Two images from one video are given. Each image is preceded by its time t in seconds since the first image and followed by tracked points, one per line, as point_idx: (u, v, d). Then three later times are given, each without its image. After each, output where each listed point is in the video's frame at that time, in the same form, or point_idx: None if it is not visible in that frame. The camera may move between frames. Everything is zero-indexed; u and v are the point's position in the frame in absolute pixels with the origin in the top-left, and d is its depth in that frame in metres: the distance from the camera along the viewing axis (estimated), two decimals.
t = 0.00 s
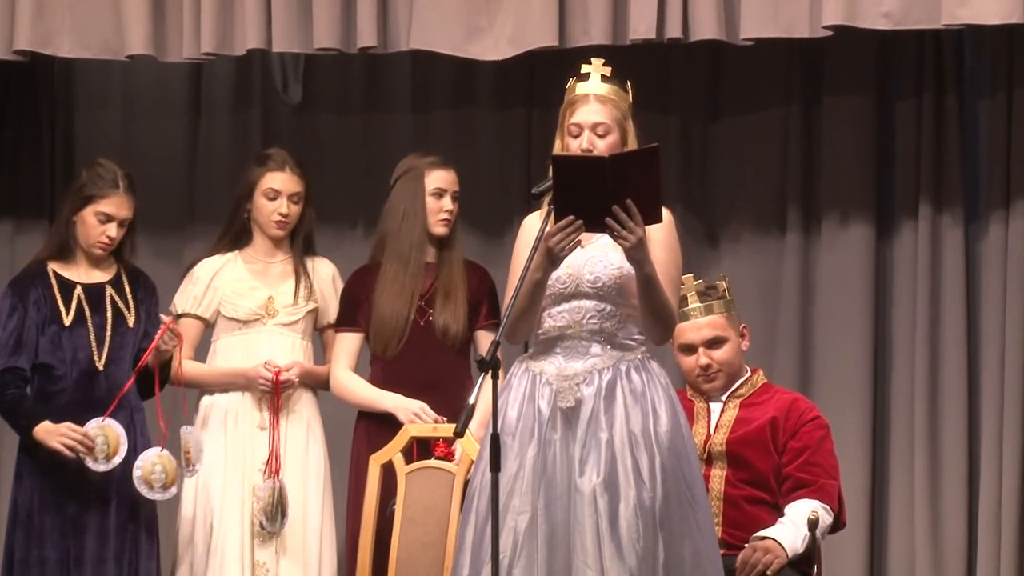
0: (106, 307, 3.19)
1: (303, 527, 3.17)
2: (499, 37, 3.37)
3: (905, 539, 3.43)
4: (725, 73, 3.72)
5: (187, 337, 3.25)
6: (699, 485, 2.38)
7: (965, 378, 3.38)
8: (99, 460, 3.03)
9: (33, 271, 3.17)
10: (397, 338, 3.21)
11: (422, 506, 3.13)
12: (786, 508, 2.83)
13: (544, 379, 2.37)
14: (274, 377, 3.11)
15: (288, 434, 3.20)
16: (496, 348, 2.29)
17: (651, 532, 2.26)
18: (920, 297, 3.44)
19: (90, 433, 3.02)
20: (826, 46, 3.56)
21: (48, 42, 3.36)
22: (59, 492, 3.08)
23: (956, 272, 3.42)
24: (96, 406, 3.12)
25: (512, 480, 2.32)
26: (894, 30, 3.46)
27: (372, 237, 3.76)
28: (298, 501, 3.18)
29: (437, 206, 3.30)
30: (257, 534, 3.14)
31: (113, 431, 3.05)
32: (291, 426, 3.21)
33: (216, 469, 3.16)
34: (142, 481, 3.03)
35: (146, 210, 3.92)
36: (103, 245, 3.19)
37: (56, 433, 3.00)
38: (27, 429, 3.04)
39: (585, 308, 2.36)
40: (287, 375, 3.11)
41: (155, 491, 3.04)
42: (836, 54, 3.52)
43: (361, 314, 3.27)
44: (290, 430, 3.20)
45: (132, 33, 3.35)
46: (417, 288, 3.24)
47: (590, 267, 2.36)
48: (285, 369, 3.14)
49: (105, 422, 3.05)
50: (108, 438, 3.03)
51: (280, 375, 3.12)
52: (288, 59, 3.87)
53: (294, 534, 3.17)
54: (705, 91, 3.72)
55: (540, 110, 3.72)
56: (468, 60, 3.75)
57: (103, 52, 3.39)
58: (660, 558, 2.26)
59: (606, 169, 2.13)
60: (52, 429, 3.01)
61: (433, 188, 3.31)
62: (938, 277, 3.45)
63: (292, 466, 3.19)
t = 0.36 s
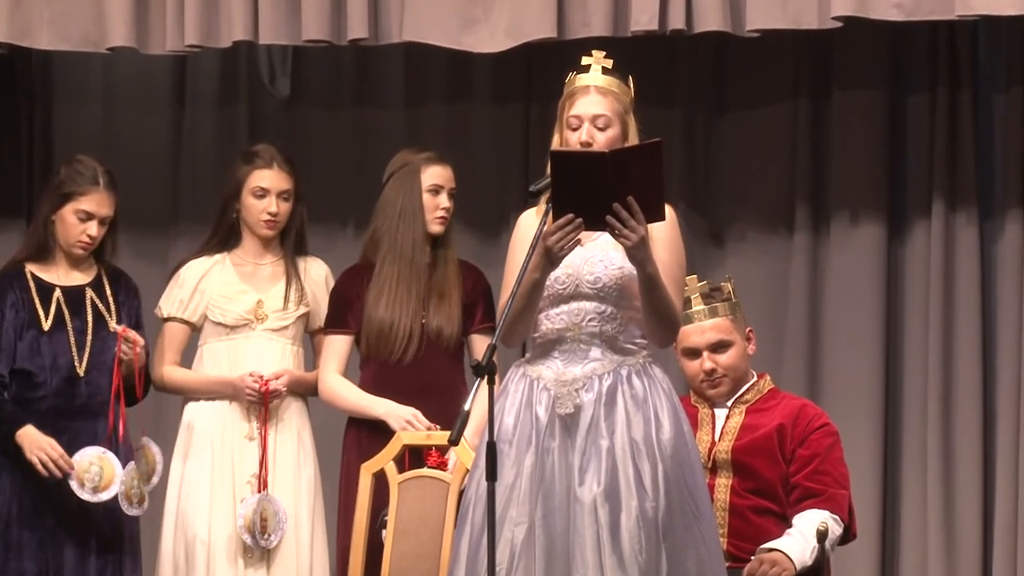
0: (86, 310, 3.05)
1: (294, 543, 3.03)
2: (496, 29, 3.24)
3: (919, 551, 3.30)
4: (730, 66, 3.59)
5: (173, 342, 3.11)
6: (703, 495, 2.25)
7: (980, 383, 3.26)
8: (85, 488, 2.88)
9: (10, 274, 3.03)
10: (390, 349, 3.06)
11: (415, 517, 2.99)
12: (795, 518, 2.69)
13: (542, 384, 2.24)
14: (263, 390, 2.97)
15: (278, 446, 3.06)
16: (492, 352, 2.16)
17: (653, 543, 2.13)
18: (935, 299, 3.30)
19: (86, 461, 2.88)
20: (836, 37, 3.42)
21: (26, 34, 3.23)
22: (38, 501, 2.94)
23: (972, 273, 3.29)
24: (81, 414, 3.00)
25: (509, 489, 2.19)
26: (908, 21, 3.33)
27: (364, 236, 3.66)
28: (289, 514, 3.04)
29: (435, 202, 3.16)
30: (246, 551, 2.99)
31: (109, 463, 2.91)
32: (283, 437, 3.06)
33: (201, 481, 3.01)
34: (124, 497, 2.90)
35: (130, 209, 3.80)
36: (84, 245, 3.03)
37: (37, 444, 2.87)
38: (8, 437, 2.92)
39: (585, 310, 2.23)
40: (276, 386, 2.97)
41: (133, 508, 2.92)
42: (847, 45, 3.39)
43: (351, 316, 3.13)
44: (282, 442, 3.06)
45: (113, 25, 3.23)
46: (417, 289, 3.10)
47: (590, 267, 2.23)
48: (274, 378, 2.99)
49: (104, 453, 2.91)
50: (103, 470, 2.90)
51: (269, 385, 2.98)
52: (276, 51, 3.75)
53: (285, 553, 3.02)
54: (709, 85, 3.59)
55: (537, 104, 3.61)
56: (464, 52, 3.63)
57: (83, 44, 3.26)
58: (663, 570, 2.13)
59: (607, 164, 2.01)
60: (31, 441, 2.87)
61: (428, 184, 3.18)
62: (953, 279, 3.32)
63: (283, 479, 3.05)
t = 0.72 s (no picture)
0: (68, 318, 2.90)
1: (281, 565, 2.89)
2: (495, 24, 3.10)
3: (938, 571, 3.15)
4: (739, 64, 3.45)
5: (150, 355, 2.97)
6: (713, 515, 2.11)
7: (1002, 395, 3.11)
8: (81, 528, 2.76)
9: None
10: (384, 357, 2.92)
11: (411, 539, 2.82)
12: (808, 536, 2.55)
13: (543, 396, 2.10)
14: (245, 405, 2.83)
15: (260, 463, 2.92)
16: (492, 364, 2.01)
17: (659, 564, 1.99)
18: (955, 307, 3.16)
19: (72, 502, 2.75)
20: (850, 33, 3.28)
21: (3, 29, 3.10)
22: (15, 521, 2.79)
23: (993, 280, 3.14)
24: (63, 430, 2.84)
25: (508, 506, 2.06)
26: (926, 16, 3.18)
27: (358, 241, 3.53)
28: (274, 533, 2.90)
29: (417, 205, 2.99)
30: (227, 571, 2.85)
31: (95, 496, 2.77)
32: (266, 453, 2.92)
33: (184, 501, 2.88)
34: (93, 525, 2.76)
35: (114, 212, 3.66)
36: (68, 233, 2.89)
37: (58, 377, 2.74)
38: None
39: (588, 317, 2.09)
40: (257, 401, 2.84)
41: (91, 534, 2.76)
42: (861, 41, 3.25)
43: (345, 323, 2.99)
44: (265, 458, 2.92)
45: (94, 20, 3.10)
46: (407, 296, 2.95)
47: (595, 272, 2.09)
48: (256, 393, 2.85)
49: (86, 486, 2.77)
50: (91, 505, 2.76)
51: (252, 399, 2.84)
52: (265, 48, 3.62)
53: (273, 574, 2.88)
54: (716, 84, 3.45)
55: (538, 102, 3.48)
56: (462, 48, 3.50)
57: (63, 40, 3.13)
58: None
59: (612, 165, 1.87)
60: (50, 375, 2.75)
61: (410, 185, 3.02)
62: (973, 285, 3.17)
63: (266, 498, 2.91)
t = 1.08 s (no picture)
0: (54, 332, 2.78)
1: None
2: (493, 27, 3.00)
3: None
4: (745, 68, 3.34)
5: (133, 371, 2.87)
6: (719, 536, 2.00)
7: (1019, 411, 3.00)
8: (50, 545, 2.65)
9: None
10: (379, 372, 2.82)
11: (407, 560, 2.68)
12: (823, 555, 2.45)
13: (543, 413, 2.00)
14: (232, 421, 2.72)
15: (245, 482, 2.81)
16: (489, 379, 1.90)
17: None
18: (970, 320, 3.05)
19: (42, 516, 2.64)
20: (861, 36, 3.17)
21: None
22: None
23: (1010, 292, 3.03)
24: (44, 448, 2.73)
25: (507, 527, 1.95)
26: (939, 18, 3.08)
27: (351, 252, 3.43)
28: (258, 555, 2.79)
29: (406, 215, 2.89)
30: None
31: (66, 512, 2.67)
32: (253, 472, 2.82)
33: (168, 524, 2.76)
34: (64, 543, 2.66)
35: (100, 221, 3.56)
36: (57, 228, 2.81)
37: (44, 394, 2.62)
38: None
39: (589, 332, 1.98)
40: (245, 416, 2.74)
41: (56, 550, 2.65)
42: (873, 44, 3.14)
43: (340, 336, 2.88)
44: (251, 477, 2.81)
45: (78, 22, 3.00)
46: (400, 309, 2.85)
47: (597, 285, 1.99)
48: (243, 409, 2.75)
49: (57, 501, 2.67)
50: (61, 521, 2.66)
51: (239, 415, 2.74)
52: (255, 52, 3.52)
53: None
54: (721, 89, 3.34)
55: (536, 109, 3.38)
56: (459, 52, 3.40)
57: (46, 44, 3.04)
58: None
59: (612, 173, 1.77)
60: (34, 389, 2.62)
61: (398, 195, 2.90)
62: (988, 298, 3.07)
63: (252, 520, 2.80)
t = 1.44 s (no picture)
0: (29, 349, 2.66)
1: None
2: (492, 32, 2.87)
3: None
4: (755, 74, 3.21)
5: (116, 392, 2.74)
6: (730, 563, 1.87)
7: None
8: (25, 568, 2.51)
9: None
10: (373, 393, 2.69)
11: None
12: None
13: (544, 433, 1.87)
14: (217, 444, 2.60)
15: (233, 507, 2.69)
16: (488, 398, 1.77)
17: None
18: (990, 336, 2.92)
19: (17, 538, 2.51)
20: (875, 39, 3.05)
21: None
22: None
23: None
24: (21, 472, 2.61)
25: (506, 553, 1.82)
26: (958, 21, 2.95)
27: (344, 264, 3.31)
28: None
29: (399, 227, 2.77)
30: None
31: (42, 531, 2.54)
32: (240, 496, 2.69)
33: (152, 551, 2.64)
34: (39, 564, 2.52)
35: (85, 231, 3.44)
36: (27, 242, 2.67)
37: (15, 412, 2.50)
38: None
39: (592, 350, 1.86)
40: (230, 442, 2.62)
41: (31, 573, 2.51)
42: (887, 47, 3.02)
43: (333, 353, 2.76)
44: (239, 502, 2.69)
45: (58, 27, 2.88)
46: (395, 324, 2.73)
47: (601, 302, 1.87)
48: (229, 433, 2.63)
49: (31, 521, 2.53)
50: (37, 541, 2.53)
51: (224, 438, 2.62)
52: (244, 57, 3.40)
53: None
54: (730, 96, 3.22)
55: (537, 116, 3.26)
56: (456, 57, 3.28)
57: (25, 49, 2.92)
58: None
59: (615, 185, 1.65)
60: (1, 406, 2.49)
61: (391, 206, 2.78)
62: (1008, 312, 2.94)
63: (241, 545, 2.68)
